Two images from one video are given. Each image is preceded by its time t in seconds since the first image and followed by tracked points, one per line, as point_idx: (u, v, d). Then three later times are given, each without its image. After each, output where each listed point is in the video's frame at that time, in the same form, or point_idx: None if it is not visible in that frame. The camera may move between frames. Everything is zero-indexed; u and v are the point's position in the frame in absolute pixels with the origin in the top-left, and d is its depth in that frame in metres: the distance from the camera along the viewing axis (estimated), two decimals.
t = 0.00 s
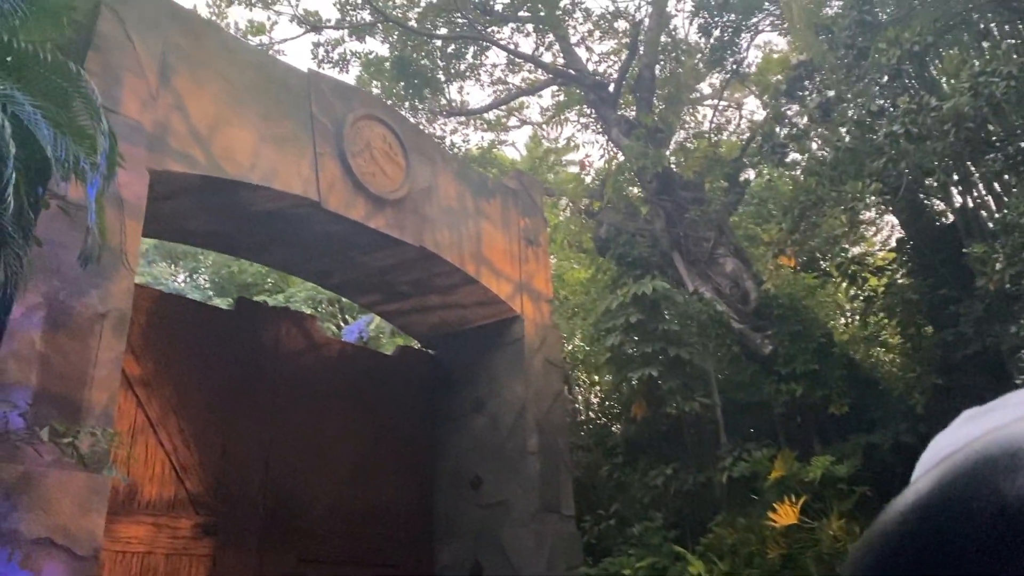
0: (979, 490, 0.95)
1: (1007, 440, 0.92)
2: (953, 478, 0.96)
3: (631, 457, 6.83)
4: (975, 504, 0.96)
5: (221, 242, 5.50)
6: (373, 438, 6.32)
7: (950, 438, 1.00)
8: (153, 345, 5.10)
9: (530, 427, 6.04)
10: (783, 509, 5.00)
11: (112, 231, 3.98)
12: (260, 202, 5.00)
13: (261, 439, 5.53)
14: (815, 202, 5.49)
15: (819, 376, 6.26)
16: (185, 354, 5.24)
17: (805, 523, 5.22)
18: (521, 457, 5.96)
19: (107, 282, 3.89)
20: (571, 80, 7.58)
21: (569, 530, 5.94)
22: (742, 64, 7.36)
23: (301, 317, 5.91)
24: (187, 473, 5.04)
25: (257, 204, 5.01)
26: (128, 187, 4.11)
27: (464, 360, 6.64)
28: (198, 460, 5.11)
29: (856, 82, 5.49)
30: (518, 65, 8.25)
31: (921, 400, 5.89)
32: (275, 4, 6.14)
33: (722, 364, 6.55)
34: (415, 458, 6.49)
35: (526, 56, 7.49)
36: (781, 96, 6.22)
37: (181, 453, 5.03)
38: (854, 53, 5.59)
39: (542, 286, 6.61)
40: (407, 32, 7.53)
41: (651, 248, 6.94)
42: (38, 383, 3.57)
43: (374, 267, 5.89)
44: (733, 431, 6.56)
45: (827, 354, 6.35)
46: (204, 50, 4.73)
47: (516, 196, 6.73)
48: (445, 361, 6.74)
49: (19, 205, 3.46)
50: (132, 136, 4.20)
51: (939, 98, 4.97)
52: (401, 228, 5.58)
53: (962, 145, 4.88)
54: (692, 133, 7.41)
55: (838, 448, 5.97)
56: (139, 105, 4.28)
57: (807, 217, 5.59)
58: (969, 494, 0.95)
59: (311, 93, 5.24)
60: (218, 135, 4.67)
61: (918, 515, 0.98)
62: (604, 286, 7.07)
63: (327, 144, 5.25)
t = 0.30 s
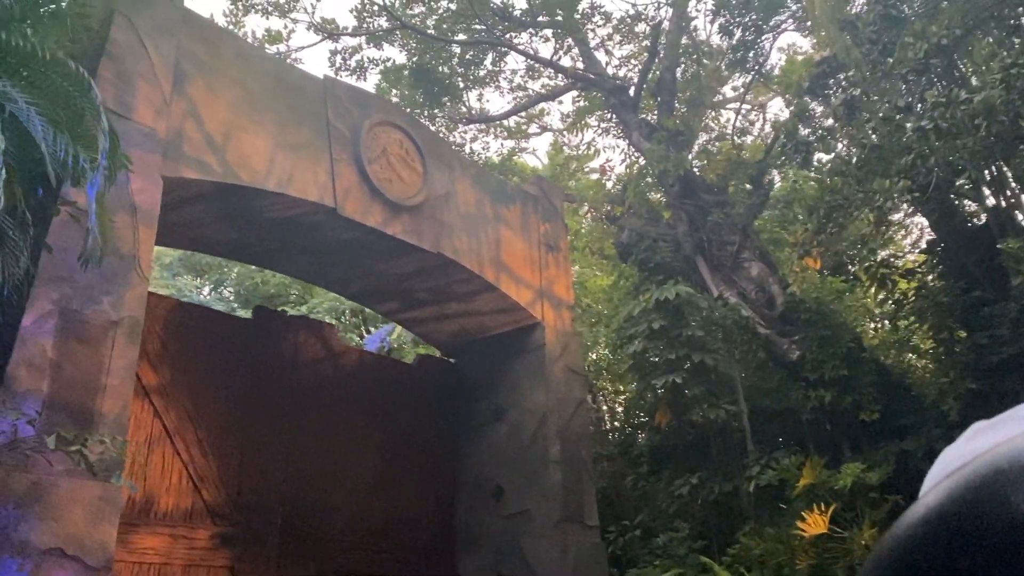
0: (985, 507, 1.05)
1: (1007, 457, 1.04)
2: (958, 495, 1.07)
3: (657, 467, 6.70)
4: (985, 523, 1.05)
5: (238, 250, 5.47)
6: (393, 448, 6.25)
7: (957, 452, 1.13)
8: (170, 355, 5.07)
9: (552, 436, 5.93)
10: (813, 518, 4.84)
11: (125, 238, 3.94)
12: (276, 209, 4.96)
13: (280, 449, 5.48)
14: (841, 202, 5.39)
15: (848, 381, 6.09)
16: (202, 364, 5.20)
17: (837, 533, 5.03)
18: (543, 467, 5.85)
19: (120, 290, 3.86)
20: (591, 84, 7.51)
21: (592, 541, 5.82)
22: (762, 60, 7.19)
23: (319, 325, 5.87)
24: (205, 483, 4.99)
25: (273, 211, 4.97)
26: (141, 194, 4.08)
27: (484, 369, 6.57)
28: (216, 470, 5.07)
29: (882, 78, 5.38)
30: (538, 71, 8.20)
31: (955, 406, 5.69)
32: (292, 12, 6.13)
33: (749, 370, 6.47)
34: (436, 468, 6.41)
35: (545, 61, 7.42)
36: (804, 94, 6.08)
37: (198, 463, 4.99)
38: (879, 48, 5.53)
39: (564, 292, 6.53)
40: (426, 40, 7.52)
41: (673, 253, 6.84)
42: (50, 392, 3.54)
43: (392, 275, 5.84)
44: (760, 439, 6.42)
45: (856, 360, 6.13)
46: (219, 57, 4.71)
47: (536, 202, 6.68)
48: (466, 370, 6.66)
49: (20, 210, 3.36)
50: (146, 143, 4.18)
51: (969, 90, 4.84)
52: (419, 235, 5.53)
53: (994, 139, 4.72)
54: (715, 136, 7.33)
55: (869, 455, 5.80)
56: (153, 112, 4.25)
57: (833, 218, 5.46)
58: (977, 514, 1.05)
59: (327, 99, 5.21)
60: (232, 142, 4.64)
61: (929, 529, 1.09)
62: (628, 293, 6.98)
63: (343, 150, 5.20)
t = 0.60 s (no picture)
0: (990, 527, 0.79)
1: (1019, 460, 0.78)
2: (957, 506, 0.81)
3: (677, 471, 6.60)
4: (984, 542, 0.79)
5: (251, 254, 5.44)
6: (409, 454, 6.18)
7: (963, 454, 0.86)
8: (183, 359, 5.02)
9: (569, 440, 5.84)
10: (836, 521, 4.69)
11: (133, 240, 3.91)
12: (287, 212, 4.92)
13: (294, 454, 5.42)
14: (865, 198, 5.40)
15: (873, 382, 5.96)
16: (216, 368, 5.16)
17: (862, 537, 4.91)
18: (560, 471, 5.77)
19: (129, 292, 3.83)
20: (606, 83, 7.44)
21: (611, 546, 5.72)
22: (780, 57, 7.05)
23: (333, 329, 5.82)
24: (217, 489, 4.94)
25: (283, 213, 4.93)
26: (150, 196, 4.05)
27: (500, 372, 6.50)
28: (229, 475, 5.02)
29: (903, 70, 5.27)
30: (553, 72, 8.14)
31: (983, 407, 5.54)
32: (303, 14, 6.10)
33: (772, 374, 6.42)
34: (452, 472, 6.36)
35: (559, 60, 7.35)
36: (823, 87, 5.96)
37: (211, 468, 4.94)
38: (900, 38, 5.42)
39: (580, 294, 6.48)
40: (439, 41, 7.49)
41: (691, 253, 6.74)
42: (57, 395, 3.50)
43: (406, 278, 5.79)
44: (781, 442, 6.29)
45: (878, 360, 6.04)
46: (229, 58, 4.68)
47: (551, 203, 6.61)
48: (482, 374, 6.60)
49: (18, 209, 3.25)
50: (155, 145, 4.15)
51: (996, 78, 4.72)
52: (432, 236, 5.46)
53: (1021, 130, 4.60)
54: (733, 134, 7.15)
55: (894, 458, 5.67)
56: (162, 113, 4.22)
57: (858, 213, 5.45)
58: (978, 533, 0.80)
59: (338, 100, 5.16)
60: (243, 144, 4.60)
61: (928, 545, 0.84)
62: (645, 294, 6.89)
63: (355, 152, 5.15)
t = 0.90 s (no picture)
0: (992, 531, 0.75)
1: None
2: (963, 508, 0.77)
3: (699, 472, 6.48)
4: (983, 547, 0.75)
5: (265, 254, 5.40)
6: (425, 456, 6.10)
7: (960, 462, 0.81)
8: (196, 361, 4.98)
9: (588, 441, 5.75)
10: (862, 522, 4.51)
11: (142, 240, 3.88)
12: (300, 211, 4.87)
13: (309, 456, 5.36)
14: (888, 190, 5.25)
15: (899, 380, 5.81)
16: (229, 370, 5.12)
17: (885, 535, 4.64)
18: (578, 473, 5.67)
19: (137, 292, 3.79)
20: (623, 79, 7.34)
21: (631, 549, 5.62)
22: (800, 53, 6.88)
23: (348, 330, 5.76)
24: (231, 492, 4.90)
25: (295, 213, 4.89)
26: (159, 195, 4.01)
27: (517, 373, 6.41)
28: (243, 478, 4.98)
29: (926, 57, 5.13)
30: (569, 69, 8.06)
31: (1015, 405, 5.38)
32: (315, 13, 6.06)
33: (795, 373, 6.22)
34: (470, 474, 6.28)
35: (574, 56, 7.26)
36: (844, 75, 5.84)
37: (224, 471, 4.90)
38: (923, 25, 5.29)
39: (598, 293, 6.38)
40: (453, 40, 7.43)
41: (711, 250, 6.62)
42: (65, 397, 3.46)
43: (421, 277, 5.72)
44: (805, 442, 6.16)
45: (904, 357, 5.90)
46: (239, 56, 4.64)
47: (567, 201, 6.53)
48: (499, 375, 6.52)
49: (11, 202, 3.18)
50: (164, 144, 4.11)
51: None
52: (445, 235, 5.39)
53: None
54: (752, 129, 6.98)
55: (921, 458, 5.53)
56: (171, 112, 4.18)
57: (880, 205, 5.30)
58: (976, 533, 0.75)
59: (349, 98, 5.11)
60: (253, 142, 4.55)
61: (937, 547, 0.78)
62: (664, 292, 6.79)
63: (367, 150, 5.09)
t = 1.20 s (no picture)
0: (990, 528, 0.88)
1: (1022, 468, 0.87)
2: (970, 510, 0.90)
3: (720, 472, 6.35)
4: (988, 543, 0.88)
5: (277, 254, 5.36)
6: (441, 456, 6.03)
7: (966, 467, 0.96)
8: (208, 362, 4.94)
9: (605, 441, 5.65)
10: (889, 522, 4.39)
11: (149, 238, 3.83)
12: (310, 209, 4.82)
13: (323, 457, 5.30)
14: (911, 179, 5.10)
15: (925, 377, 5.67)
16: (242, 371, 5.07)
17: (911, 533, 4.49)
18: (596, 473, 5.58)
19: (145, 291, 3.74)
20: (639, 73, 7.24)
21: (652, 551, 5.51)
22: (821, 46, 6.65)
23: (361, 330, 5.71)
24: (244, 493, 4.85)
25: (306, 212, 4.83)
26: (166, 192, 3.97)
27: (534, 373, 6.33)
28: (256, 480, 4.92)
29: (950, 43, 4.99)
30: (585, 66, 7.98)
31: None
32: (327, 10, 6.01)
33: (817, 371, 6.09)
34: (486, 475, 6.20)
35: (589, 51, 7.17)
36: (865, 61, 5.74)
37: (237, 472, 4.85)
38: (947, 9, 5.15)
39: (614, 290, 6.28)
40: (467, 36, 7.36)
41: (730, 246, 6.50)
42: (70, 397, 3.41)
43: (435, 276, 5.65)
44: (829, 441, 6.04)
45: (930, 354, 5.66)
46: (248, 53, 4.60)
47: (583, 197, 6.44)
48: (516, 375, 6.44)
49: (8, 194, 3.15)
50: (171, 141, 4.06)
51: None
52: (458, 232, 5.32)
53: None
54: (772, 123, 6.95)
55: (949, 456, 5.39)
56: (178, 109, 4.14)
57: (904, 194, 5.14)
58: (983, 531, 0.88)
59: (360, 94, 5.04)
60: (262, 140, 4.50)
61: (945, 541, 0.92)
62: (683, 289, 6.67)
63: (378, 146, 5.03)
